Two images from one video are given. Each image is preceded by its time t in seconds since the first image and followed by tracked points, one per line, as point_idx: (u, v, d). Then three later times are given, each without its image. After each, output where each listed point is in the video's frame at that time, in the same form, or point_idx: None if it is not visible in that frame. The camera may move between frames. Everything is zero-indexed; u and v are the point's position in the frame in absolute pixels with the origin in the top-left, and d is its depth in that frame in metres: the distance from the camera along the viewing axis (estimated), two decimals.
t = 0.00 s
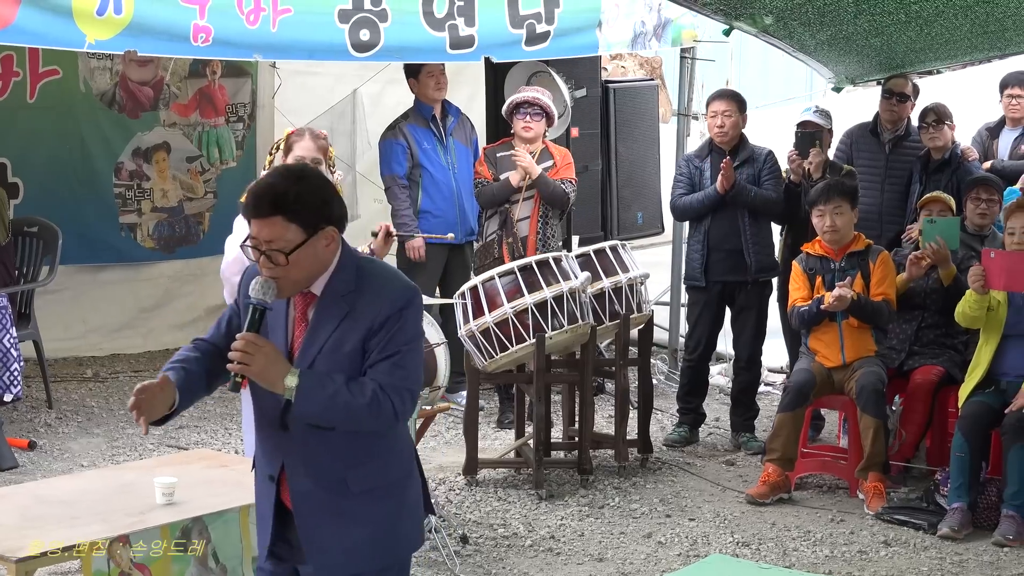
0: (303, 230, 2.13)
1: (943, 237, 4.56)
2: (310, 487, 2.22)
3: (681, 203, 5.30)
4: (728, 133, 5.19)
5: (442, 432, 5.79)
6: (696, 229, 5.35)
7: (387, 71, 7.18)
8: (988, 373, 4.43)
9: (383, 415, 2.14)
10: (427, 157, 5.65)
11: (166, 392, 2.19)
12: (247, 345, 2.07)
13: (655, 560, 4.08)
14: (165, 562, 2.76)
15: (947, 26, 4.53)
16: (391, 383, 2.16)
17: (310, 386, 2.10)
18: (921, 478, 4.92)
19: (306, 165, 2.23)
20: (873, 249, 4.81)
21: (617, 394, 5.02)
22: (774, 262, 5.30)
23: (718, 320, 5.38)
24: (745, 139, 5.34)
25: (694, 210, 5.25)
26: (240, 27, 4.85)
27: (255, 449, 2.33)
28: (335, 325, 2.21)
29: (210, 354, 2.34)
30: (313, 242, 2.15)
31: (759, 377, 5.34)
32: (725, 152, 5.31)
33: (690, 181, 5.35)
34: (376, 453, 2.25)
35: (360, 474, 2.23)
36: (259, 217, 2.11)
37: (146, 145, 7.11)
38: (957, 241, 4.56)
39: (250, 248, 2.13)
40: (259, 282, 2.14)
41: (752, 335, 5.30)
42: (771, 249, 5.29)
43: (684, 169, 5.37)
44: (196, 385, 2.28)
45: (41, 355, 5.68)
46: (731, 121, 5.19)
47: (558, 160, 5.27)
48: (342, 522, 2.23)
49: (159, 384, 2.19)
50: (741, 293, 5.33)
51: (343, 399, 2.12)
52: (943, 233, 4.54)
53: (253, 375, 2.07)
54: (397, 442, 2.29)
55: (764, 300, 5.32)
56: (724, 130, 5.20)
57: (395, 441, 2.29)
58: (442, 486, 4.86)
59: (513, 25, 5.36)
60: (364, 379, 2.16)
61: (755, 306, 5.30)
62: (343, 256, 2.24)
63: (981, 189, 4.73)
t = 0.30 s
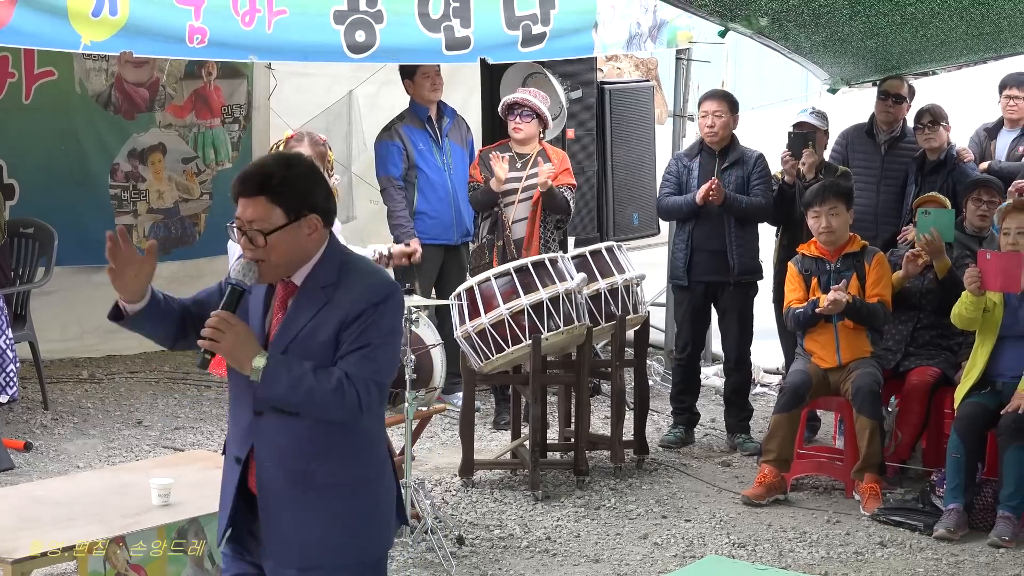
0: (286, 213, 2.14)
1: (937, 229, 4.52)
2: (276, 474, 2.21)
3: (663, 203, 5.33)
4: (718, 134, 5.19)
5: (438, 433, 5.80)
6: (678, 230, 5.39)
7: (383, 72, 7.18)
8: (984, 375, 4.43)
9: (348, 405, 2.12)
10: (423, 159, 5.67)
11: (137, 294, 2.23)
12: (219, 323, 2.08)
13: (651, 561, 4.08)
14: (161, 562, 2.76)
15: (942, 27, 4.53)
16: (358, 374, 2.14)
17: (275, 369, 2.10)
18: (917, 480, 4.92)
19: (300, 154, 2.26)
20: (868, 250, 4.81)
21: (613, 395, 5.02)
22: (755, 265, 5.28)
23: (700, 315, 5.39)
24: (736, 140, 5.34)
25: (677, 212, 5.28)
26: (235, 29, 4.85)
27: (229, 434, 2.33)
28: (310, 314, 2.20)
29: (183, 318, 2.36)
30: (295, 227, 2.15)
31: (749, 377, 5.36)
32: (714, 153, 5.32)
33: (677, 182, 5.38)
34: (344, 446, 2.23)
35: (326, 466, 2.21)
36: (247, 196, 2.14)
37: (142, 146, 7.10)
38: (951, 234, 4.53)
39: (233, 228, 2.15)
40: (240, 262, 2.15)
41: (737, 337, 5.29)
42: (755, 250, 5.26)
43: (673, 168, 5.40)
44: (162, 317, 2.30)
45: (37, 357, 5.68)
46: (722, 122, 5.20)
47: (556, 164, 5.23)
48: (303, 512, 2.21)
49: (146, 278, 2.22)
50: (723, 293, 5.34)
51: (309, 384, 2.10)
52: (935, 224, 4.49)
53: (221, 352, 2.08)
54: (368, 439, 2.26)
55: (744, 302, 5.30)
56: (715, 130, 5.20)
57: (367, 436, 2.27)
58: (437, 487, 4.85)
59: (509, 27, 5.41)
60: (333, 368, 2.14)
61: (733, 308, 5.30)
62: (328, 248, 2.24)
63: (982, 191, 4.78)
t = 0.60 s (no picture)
0: (237, 215, 2.11)
1: (931, 227, 4.54)
2: (237, 478, 2.18)
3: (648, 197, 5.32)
4: (705, 134, 5.21)
5: (436, 434, 5.81)
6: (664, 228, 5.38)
7: (381, 73, 7.14)
8: (982, 375, 4.43)
9: (299, 403, 2.07)
10: (421, 160, 5.69)
11: (83, 320, 2.20)
12: (173, 324, 2.04)
13: (649, 562, 4.08)
14: (159, 563, 2.76)
15: (940, 28, 4.53)
16: (311, 370, 2.09)
17: (227, 368, 2.05)
18: (915, 480, 4.92)
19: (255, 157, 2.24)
20: (867, 250, 4.81)
21: (611, 396, 5.02)
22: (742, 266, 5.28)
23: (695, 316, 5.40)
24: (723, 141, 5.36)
25: (662, 204, 5.26)
26: (232, 29, 4.86)
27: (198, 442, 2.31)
28: (267, 315, 2.17)
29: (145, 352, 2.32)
30: (247, 228, 2.12)
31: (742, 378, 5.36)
32: (702, 153, 5.34)
33: (665, 177, 5.38)
34: (302, 446, 2.19)
35: (284, 468, 2.17)
36: (200, 199, 2.12)
37: (139, 147, 7.08)
38: (946, 232, 4.54)
39: (186, 232, 2.13)
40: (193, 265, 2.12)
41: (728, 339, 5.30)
42: (741, 251, 5.27)
43: (660, 167, 5.41)
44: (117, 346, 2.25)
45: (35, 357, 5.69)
46: (708, 122, 5.21)
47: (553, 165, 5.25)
48: (264, 516, 2.17)
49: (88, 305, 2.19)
50: (709, 294, 5.35)
51: (260, 382, 2.06)
52: (930, 221, 4.49)
53: (174, 355, 2.03)
54: (327, 439, 2.22)
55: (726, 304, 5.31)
56: (702, 130, 5.22)
57: (328, 437, 2.22)
58: (435, 488, 4.85)
59: (506, 28, 5.41)
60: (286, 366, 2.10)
61: (718, 310, 5.31)
62: (284, 249, 2.20)
63: (986, 193, 4.74)
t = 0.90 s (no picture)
0: (158, 214, 2.09)
1: (928, 227, 4.56)
2: (171, 475, 2.18)
3: (640, 202, 5.33)
4: (693, 135, 5.20)
5: (434, 435, 5.81)
6: (654, 229, 5.39)
7: (378, 74, 7.17)
8: (979, 376, 4.42)
9: (231, 397, 2.08)
10: (419, 160, 5.70)
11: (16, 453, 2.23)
12: (101, 327, 2.04)
13: (648, 562, 4.08)
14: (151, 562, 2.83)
15: (939, 29, 4.53)
16: (241, 364, 2.10)
17: (156, 367, 2.05)
18: (912, 480, 4.93)
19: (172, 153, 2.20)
20: (865, 250, 4.82)
21: (609, 397, 5.02)
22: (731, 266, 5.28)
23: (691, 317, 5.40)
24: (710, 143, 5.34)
25: (654, 210, 5.28)
26: (230, 30, 4.87)
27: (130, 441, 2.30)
28: (193, 311, 2.16)
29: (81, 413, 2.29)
30: (170, 226, 2.10)
31: (735, 379, 5.37)
32: (689, 155, 5.33)
33: (652, 182, 5.38)
34: (235, 440, 2.19)
35: (217, 462, 2.17)
36: (119, 201, 2.09)
37: (137, 147, 7.06)
38: (943, 232, 4.55)
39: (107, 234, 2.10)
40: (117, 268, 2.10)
41: (720, 339, 5.31)
42: (728, 252, 5.26)
43: (648, 170, 5.41)
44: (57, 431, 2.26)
45: (33, 358, 5.69)
46: (696, 123, 5.21)
47: (553, 166, 5.26)
48: (200, 511, 2.17)
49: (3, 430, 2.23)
50: (699, 296, 5.34)
51: (190, 379, 2.06)
52: (927, 222, 4.53)
53: (104, 357, 2.03)
54: (261, 430, 2.23)
55: (719, 303, 5.31)
56: (690, 132, 5.21)
57: (261, 429, 2.23)
58: (433, 488, 4.86)
59: (504, 28, 5.40)
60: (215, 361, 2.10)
61: (712, 310, 5.31)
62: (208, 244, 2.19)
63: (988, 194, 4.74)
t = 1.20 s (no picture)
0: (114, 221, 2.08)
1: (927, 228, 4.58)
2: (140, 476, 2.18)
3: (636, 207, 5.35)
4: (687, 135, 5.20)
5: (433, 435, 5.81)
6: (650, 234, 5.38)
7: (377, 74, 7.24)
8: (978, 376, 4.42)
9: (201, 398, 2.10)
10: (419, 161, 5.70)
11: None
12: (64, 338, 2.03)
13: (647, 563, 4.08)
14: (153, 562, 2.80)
15: (937, 30, 4.54)
16: (209, 366, 2.11)
17: (124, 374, 2.06)
18: (911, 481, 4.94)
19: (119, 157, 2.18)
20: (864, 251, 4.81)
21: (608, 397, 5.02)
22: (729, 266, 5.28)
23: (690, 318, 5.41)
24: (705, 143, 5.35)
25: (649, 216, 5.29)
26: (229, 30, 4.88)
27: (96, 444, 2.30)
28: (155, 314, 2.17)
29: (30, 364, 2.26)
30: (128, 233, 2.10)
31: (734, 379, 5.37)
32: (684, 156, 5.34)
33: (647, 186, 5.40)
34: (203, 441, 2.20)
35: (187, 463, 2.18)
36: (73, 212, 2.06)
37: (137, 148, 7.02)
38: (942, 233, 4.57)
39: (64, 245, 2.09)
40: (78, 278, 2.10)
41: (717, 339, 5.32)
42: (725, 251, 5.26)
43: (643, 172, 5.42)
44: None
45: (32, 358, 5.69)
46: (691, 124, 5.21)
47: (554, 170, 5.23)
48: (171, 512, 2.18)
49: None
50: (699, 297, 5.34)
51: (159, 384, 2.07)
52: (925, 223, 4.55)
53: (70, 368, 2.03)
54: (231, 430, 2.23)
55: (718, 303, 5.31)
56: (684, 132, 5.21)
57: (230, 429, 2.23)
58: (432, 489, 4.86)
59: (504, 29, 5.41)
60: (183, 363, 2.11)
61: (711, 310, 5.31)
62: (165, 246, 2.19)
63: (987, 196, 4.73)
